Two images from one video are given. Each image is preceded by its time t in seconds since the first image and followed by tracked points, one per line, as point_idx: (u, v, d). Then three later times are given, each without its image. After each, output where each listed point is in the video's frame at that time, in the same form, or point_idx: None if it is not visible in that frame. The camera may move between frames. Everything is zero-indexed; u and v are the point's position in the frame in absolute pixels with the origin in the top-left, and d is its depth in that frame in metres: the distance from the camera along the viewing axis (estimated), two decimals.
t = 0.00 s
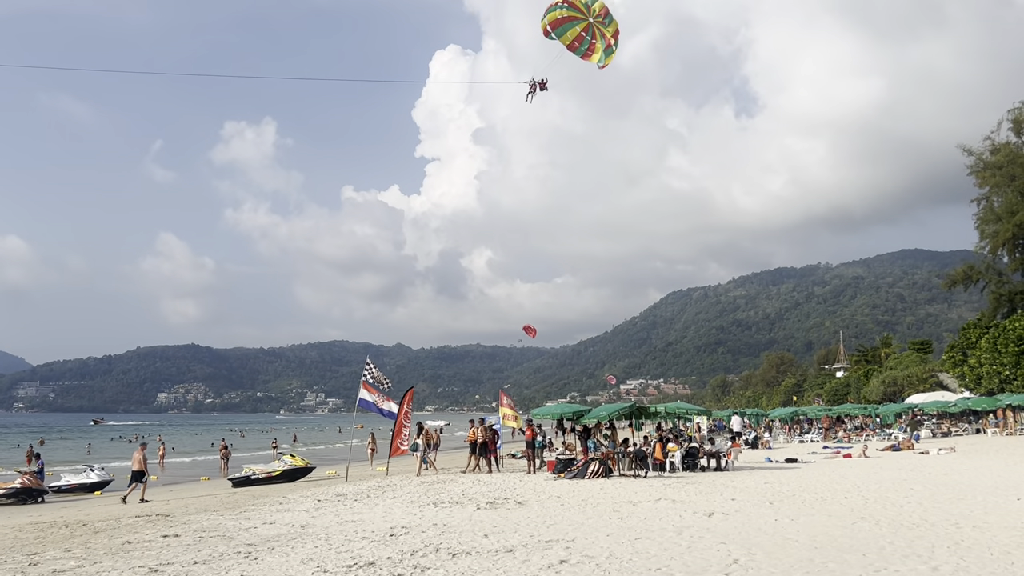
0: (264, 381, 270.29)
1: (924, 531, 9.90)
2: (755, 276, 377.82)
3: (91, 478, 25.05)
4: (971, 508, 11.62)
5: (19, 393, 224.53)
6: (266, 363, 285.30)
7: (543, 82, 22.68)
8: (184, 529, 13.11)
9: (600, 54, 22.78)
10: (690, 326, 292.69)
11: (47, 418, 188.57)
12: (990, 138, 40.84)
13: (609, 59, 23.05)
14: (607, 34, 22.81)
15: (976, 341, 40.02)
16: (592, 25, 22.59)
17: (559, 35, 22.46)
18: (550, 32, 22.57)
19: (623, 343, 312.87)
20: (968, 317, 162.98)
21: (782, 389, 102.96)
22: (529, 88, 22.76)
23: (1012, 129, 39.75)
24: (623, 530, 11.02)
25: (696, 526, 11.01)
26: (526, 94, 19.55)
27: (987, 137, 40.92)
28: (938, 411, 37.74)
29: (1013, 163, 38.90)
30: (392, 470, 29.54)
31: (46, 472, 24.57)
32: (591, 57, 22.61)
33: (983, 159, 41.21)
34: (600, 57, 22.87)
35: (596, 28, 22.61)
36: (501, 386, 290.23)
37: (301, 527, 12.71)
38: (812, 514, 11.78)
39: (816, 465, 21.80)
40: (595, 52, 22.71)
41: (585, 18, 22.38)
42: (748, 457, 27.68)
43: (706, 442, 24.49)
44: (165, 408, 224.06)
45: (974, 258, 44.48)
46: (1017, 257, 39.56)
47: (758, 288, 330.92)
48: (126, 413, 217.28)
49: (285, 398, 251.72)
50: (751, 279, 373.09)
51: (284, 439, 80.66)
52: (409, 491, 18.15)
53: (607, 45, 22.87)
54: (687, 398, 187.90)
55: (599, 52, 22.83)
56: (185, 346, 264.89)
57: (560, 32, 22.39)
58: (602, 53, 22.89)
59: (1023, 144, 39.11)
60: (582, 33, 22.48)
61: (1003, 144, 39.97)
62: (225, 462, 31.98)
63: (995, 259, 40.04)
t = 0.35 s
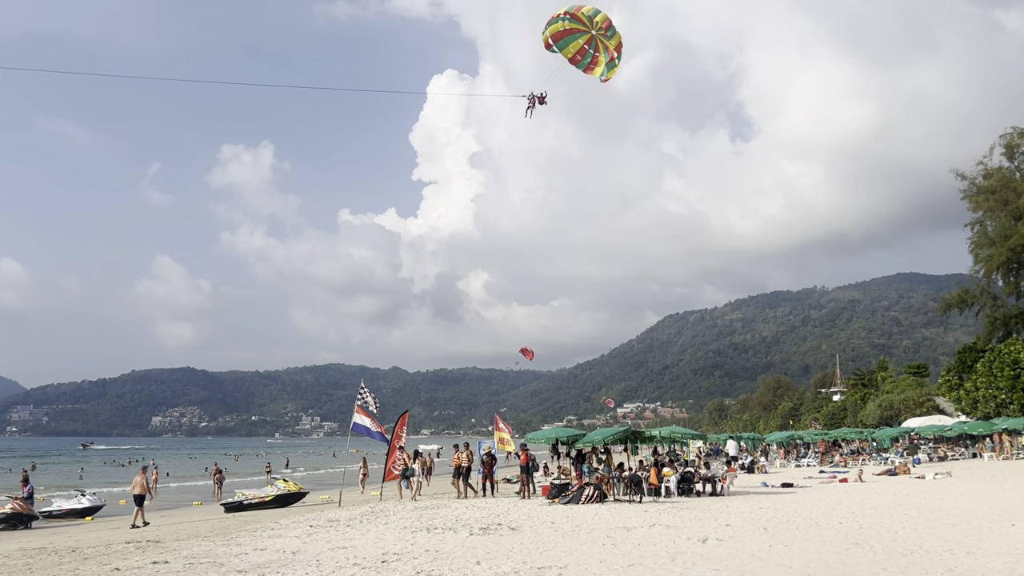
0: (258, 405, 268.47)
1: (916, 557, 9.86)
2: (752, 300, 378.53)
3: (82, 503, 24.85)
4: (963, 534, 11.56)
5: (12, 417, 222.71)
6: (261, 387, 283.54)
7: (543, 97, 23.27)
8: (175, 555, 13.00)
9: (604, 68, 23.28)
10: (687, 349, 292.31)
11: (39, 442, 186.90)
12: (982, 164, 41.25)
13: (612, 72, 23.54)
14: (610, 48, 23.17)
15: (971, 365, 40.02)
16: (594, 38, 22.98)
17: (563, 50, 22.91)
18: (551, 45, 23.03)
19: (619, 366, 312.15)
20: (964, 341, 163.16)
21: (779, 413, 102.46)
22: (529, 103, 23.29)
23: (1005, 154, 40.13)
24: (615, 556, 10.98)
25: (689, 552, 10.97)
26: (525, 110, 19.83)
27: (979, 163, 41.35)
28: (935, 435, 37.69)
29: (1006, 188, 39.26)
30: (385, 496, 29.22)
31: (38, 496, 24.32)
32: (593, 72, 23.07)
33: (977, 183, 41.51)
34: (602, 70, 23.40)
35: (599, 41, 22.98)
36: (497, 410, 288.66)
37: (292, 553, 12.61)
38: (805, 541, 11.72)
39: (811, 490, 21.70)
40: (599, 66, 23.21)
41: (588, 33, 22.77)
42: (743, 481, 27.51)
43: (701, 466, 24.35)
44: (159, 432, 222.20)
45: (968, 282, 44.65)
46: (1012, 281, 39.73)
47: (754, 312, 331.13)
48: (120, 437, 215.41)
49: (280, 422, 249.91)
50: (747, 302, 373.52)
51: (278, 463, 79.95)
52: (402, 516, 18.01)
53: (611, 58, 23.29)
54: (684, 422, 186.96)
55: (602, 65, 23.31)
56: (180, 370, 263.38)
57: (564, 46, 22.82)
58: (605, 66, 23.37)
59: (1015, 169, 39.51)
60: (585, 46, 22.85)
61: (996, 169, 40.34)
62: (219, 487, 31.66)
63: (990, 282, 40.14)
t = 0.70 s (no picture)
0: (251, 430, 266.20)
1: None
2: (747, 325, 379.00)
3: (71, 530, 24.54)
4: (957, 562, 11.51)
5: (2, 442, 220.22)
6: (254, 412, 281.28)
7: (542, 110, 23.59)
8: None
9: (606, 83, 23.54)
10: (682, 374, 291.77)
11: (29, 468, 184.60)
12: (974, 191, 41.64)
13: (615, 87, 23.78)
14: (612, 61, 23.43)
15: (965, 391, 40.03)
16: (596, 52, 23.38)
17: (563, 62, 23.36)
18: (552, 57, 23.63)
19: (615, 391, 311.05)
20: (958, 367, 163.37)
21: (775, 439, 102.01)
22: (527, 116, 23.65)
23: (996, 181, 40.57)
24: None
25: None
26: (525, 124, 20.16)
27: (970, 190, 41.74)
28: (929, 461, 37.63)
29: (997, 215, 39.67)
30: (378, 523, 28.92)
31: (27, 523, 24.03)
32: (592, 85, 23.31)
33: (967, 210, 41.90)
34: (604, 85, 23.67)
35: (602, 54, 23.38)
36: (492, 436, 286.78)
37: None
38: (799, 568, 11.66)
39: (806, 516, 21.59)
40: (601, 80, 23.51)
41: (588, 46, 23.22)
42: (738, 508, 27.34)
43: (695, 493, 24.24)
44: (151, 458, 219.84)
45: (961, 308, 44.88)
46: (1004, 307, 39.95)
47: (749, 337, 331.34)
48: (112, 462, 213.09)
49: (273, 447, 247.75)
50: (742, 328, 373.97)
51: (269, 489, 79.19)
52: (395, 543, 17.86)
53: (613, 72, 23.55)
54: (680, 448, 185.90)
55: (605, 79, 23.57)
56: (173, 395, 261.41)
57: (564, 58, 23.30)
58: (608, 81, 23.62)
59: (1005, 196, 39.94)
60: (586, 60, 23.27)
61: (986, 196, 40.78)
62: (210, 514, 31.32)
63: (981, 309, 40.39)
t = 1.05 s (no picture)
0: (242, 456, 263.45)
1: None
2: (739, 351, 379.47)
3: (57, 557, 24.14)
4: None
5: None
6: (245, 437, 278.68)
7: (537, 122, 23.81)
8: None
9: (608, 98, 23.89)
10: (675, 400, 290.96)
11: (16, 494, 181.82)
12: (963, 219, 42.06)
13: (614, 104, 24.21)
14: (613, 77, 23.90)
15: (957, 418, 40.04)
16: (596, 66, 23.81)
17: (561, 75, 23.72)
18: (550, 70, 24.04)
19: (608, 418, 309.70)
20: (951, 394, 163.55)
21: (767, 466, 101.60)
22: (523, 128, 23.84)
23: (984, 210, 41.03)
24: None
25: None
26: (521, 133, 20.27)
27: (959, 217, 42.13)
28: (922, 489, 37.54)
29: (986, 242, 40.09)
30: (368, 550, 28.56)
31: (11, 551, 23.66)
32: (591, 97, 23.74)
33: (957, 238, 42.28)
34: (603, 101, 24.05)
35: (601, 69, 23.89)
36: (484, 462, 284.72)
37: None
38: None
39: (799, 545, 21.46)
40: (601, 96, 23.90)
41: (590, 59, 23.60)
42: (730, 536, 27.18)
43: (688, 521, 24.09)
44: (140, 484, 217.00)
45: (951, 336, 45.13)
46: (994, 333, 40.18)
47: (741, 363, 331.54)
48: (99, 488, 210.36)
49: (263, 473, 245.16)
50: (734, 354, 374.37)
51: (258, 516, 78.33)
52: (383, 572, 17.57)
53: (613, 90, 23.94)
54: (673, 474, 184.91)
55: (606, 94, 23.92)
56: (163, 420, 259.01)
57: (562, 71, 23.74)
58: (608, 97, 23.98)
59: (994, 224, 40.36)
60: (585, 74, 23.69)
61: (976, 224, 41.17)
62: (199, 541, 30.94)
63: (973, 336, 40.59)
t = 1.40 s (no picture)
0: (228, 482, 260.07)
1: None
2: (729, 377, 379.93)
3: None
4: None
5: None
6: (232, 463, 275.50)
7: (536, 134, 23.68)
8: None
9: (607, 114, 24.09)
10: (665, 426, 290.18)
11: None
12: (949, 247, 42.53)
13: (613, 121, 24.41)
14: (613, 93, 24.08)
15: (945, 445, 40.08)
16: (595, 80, 23.99)
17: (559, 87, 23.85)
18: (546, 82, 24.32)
19: (597, 444, 308.29)
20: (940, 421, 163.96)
21: (757, 493, 101.27)
22: (519, 140, 23.88)
23: (969, 238, 41.56)
24: None
25: None
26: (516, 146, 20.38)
27: (945, 246, 42.63)
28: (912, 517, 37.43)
29: (972, 270, 40.52)
30: None
31: None
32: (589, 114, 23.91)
33: (944, 266, 42.73)
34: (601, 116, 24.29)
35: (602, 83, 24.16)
36: (473, 488, 282.11)
37: None
38: None
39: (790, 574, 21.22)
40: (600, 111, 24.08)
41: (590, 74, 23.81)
42: (721, 565, 26.85)
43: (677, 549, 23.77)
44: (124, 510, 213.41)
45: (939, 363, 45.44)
46: (981, 361, 40.48)
47: (731, 389, 331.76)
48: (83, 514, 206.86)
49: (250, 499, 241.78)
50: (724, 380, 374.58)
51: (244, 543, 77.21)
52: None
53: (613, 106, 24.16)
54: (663, 501, 183.75)
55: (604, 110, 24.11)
56: (150, 445, 255.92)
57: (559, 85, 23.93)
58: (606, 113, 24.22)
59: (979, 252, 40.84)
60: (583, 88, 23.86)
61: (961, 252, 41.69)
62: (183, 568, 30.32)
63: (960, 363, 40.83)
